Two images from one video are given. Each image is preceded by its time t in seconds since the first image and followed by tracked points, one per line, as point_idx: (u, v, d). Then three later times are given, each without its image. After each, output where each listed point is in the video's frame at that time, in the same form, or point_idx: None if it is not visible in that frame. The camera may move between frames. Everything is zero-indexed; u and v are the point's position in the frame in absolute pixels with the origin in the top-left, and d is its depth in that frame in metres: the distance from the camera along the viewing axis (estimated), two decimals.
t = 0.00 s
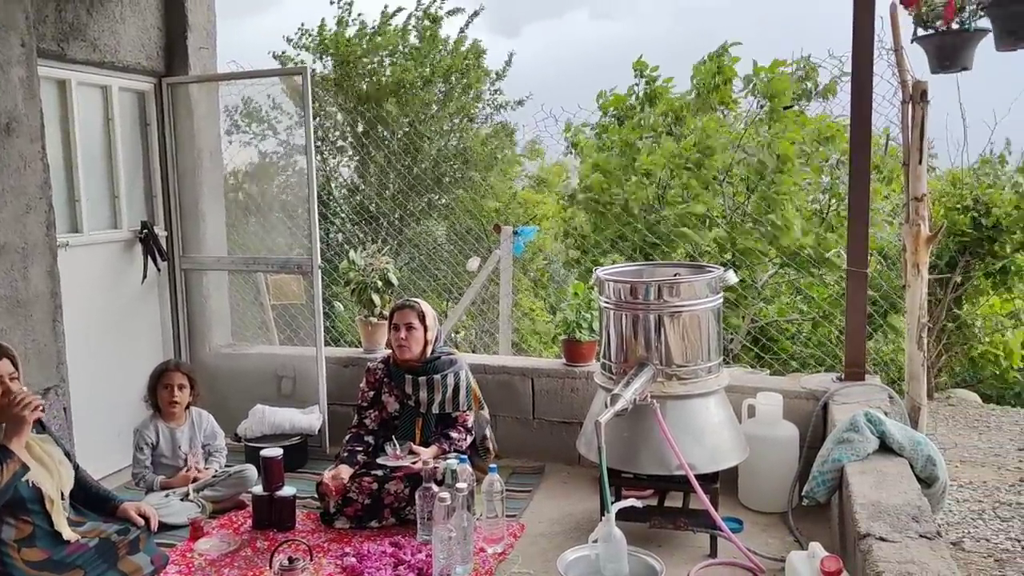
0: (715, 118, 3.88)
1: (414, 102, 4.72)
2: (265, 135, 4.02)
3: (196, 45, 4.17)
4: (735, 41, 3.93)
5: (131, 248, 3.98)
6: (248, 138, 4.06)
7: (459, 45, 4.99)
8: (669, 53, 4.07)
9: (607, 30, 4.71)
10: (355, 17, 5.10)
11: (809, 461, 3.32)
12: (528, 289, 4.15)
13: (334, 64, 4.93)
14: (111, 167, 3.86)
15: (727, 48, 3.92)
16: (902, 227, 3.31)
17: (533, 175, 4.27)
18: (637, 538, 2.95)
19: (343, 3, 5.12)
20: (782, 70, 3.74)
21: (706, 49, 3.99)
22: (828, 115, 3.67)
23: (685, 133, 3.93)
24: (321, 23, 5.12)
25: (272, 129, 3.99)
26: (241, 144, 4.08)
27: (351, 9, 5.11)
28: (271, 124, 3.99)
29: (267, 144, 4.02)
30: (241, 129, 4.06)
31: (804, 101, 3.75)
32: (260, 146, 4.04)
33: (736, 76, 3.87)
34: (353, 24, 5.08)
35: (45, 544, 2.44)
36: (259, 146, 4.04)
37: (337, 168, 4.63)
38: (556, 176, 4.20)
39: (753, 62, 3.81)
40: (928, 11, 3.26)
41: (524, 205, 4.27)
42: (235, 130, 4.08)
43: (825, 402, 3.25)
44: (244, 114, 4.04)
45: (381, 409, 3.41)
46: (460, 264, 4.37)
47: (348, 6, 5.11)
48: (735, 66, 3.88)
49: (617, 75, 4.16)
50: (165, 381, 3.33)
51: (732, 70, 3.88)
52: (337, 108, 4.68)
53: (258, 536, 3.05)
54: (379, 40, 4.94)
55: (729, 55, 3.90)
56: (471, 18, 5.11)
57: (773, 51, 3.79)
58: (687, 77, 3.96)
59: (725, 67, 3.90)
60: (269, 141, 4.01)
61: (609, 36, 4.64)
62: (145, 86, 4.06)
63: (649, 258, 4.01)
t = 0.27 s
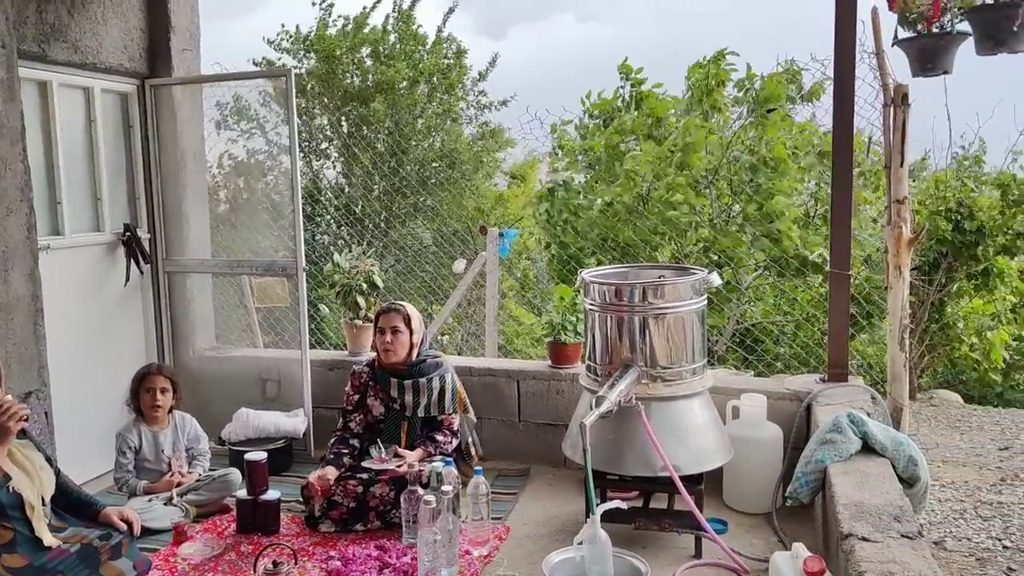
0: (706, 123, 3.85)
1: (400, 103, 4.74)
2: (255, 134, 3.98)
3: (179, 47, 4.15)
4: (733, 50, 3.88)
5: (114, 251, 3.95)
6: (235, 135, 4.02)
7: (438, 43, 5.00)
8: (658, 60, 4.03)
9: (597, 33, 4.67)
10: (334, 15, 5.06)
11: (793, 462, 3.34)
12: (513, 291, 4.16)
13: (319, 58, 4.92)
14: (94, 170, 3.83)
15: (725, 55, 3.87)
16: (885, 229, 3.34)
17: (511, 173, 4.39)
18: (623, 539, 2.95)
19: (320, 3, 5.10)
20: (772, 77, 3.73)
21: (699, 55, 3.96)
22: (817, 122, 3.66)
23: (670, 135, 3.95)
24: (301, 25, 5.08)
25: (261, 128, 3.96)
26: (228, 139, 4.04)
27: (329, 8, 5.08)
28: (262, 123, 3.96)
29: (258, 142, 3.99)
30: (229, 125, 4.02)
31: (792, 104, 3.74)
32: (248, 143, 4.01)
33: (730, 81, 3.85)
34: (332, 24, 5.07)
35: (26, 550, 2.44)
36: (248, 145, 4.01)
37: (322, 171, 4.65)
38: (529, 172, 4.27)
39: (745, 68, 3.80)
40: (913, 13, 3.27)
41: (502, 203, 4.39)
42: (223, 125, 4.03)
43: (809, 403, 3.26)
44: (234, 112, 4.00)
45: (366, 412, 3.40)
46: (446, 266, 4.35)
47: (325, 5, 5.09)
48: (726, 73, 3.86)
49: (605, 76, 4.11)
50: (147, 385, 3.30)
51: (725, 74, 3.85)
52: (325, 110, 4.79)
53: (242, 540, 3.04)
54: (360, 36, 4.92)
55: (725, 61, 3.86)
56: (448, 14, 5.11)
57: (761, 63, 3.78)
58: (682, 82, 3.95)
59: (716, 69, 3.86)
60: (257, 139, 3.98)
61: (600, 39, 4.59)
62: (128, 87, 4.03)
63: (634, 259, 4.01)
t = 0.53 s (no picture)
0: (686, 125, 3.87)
1: (378, 104, 4.69)
2: (241, 135, 3.95)
3: (161, 48, 4.12)
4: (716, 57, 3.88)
5: (95, 253, 3.92)
6: (221, 135, 3.99)
7: (418, 42, 4.93)
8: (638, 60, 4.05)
9: (583, 34, 4.54)
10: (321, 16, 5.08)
11: (776, 462, 3.36)
12: (498, 293, 4.16)
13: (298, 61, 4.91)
14: (75, 171, 3.81)
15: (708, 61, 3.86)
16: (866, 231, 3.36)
17: (495, 172, 4.32)
18: (607, 541, 2.96)
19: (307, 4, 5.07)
20: (751, 80, 3.78)
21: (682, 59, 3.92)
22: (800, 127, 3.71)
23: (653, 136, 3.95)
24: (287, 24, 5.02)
25: (246, 129, 3.93)
26: (212, 140, 4.01)
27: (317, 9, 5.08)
28: (248, 124, 3.93)
29: (244, 143, 3.95)
30: (214, 125, 3.99)
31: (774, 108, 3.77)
32: (233, 143, 3.98)
33: (711, 82, 3.87)
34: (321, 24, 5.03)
35: (5, 556, 2.39)
36: (234, 145, 3.98)
37: (307, 172, 4.62)
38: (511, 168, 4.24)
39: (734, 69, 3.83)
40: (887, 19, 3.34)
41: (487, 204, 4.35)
42: (208, 125, 4.00)
43: (792, 404, 3.28)
44: (220, 112, 3.97)
45: (349, 417, 3.39)
46: (430, 268, 4.37)
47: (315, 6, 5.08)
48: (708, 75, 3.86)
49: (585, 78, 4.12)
50: (128, 389, 3.28)
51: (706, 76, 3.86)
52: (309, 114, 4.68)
53: (225, 544, 3.02)
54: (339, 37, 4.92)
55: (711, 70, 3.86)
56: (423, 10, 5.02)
57: (744, 62, 3.82)
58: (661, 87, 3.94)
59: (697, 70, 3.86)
60: (243, 139, 3.95)
61: (586, 40, 4.48)
62: (110, 89, 4.01)
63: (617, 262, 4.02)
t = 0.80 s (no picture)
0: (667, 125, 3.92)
1: (364, 107, 4.76)
2: (225, 136, 3.93)
3: (142, 49, 4.10)
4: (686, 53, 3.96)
5: (75, 256, 3.88)
6: (205, 137, 3.98)
7: (404, 45, 5.00)
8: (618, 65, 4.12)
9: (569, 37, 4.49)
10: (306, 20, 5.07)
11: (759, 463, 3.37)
12: (484, 297, 4.13)
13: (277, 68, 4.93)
14: (55, 173, 3.77)
15: (677, 60, 3.94)
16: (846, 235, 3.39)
17: (484, 178, 4.30)
18: (591, 542, 2.96)
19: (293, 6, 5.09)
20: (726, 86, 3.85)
21: (649, 60, 4.03)
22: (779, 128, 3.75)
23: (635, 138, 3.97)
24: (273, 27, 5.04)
25: (231, 131, 3.91)
26: (196, 142, 4.00)
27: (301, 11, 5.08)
28: (233, 126, 3.90)
29: (229, 144, 3.93)
30: (198, 127, 3.98)
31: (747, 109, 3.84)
32: (217, 146, 3.96)
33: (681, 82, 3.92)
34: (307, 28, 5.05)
35: None
36: (217, 146, 3.96)
37: (290, 174, 4.61)
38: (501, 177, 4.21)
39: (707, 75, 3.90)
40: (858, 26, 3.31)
41: (474, 212, 4.31)
42: (191, 126, 3.99)
43: (773, 405, 3.30)
44: (204, 113, 3.95)
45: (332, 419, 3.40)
46: (415, 270, 4.34)
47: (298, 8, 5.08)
48: (678, 75, 3.92)
49: (565, 86, 4.21)
50: (110, 393, 3.26)
51: (674, 81, 3.92)
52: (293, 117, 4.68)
53: (207, 548, 2.99)
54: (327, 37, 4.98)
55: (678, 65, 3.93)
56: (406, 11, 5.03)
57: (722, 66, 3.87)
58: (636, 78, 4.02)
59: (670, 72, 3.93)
60: (227, 141, 3.93)
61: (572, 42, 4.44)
62: (90, 90, 3.98)
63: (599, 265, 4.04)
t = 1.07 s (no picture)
0: (653, 132, 3.95)
1: (347, 112, 4.67)
2: (207, 137, 3.89)
3: (122, 51, 4.07)
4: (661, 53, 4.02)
5: (52, 259, 3.84)
6: (188, 137, 3.94)
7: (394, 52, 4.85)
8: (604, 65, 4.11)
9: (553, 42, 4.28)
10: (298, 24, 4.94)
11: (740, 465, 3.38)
12: (468, 299, 4.15)
13: (267, 70, 4.85)
14: (32, 176, 3.74)
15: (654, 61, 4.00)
16: (827, 237, 3.41)
17: (475, 183, 4.30)
18: (573, 544, 2.97)
19: (285, 7, 4.96)
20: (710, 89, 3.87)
21: (629, 62, 4.06)
22: (755, 127, 3.79)
23: (618, 142, 3.98)
24: (266, 31, 4.91)
25: (214, 132, 3.87)
26: (180, 143, 3.96)
27: (295, 14, 4.95)
28: (216, 127, 3.86)
29: (209, 144, 3.90)
30: (182, 127, 3.94)
31: (727, 113, 3.86)
32: (199, 147, 3.93)
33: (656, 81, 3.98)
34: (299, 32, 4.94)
35: None
36: (199, 147, 3.92)
37: (274, 175, 4.57)
38: (491, 184, 4.23)
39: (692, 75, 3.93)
40: (836, 31, 3.25)
41: (461, 210, 4.32)
42: (175, 127, 3.95)
43: (755, 405, 3.32)
44: (189, 114, 3.91)
45: (314, 422, 3.36)
46: (398, 273, 4.34)
47: (290, 11, 4.96)
48: (655, 79, 3.98)
49: (549, 87, 4.18)
50: (93, 395, 3.22)
51: (650, 82, 3.97)
52: (274, 118, 4.69)
53: (187, 553, 2.97)
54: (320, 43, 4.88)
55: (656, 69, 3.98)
56: (404, 24, 4.89)
57: (704, 71, 3.89)
58: (609, 80, 4.07)
59: (647, 76, 3.98)
60: (208, 142, 3.90)
61: (556, 49, 4.25)
62: (69, 92, 3.94)
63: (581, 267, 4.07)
